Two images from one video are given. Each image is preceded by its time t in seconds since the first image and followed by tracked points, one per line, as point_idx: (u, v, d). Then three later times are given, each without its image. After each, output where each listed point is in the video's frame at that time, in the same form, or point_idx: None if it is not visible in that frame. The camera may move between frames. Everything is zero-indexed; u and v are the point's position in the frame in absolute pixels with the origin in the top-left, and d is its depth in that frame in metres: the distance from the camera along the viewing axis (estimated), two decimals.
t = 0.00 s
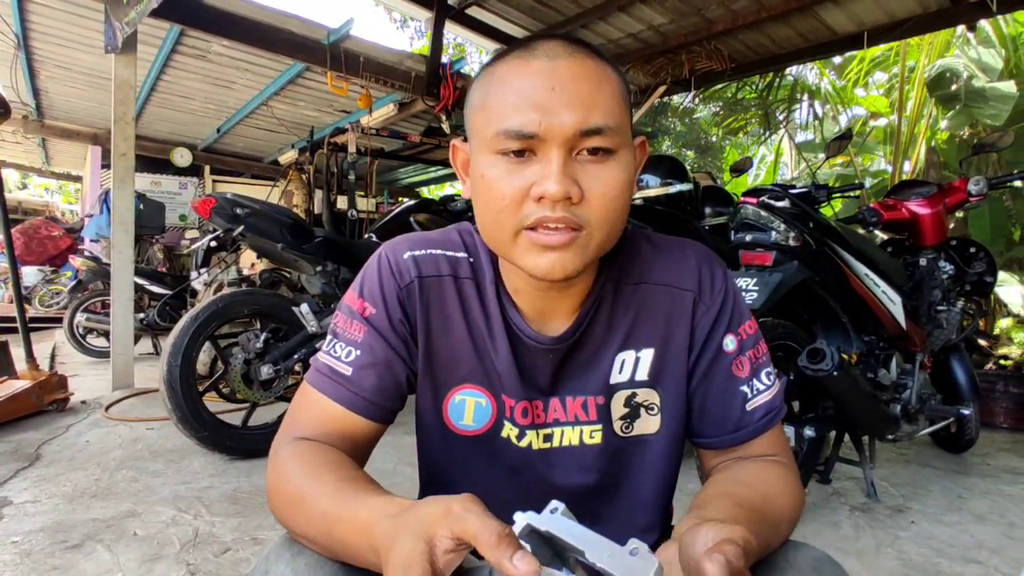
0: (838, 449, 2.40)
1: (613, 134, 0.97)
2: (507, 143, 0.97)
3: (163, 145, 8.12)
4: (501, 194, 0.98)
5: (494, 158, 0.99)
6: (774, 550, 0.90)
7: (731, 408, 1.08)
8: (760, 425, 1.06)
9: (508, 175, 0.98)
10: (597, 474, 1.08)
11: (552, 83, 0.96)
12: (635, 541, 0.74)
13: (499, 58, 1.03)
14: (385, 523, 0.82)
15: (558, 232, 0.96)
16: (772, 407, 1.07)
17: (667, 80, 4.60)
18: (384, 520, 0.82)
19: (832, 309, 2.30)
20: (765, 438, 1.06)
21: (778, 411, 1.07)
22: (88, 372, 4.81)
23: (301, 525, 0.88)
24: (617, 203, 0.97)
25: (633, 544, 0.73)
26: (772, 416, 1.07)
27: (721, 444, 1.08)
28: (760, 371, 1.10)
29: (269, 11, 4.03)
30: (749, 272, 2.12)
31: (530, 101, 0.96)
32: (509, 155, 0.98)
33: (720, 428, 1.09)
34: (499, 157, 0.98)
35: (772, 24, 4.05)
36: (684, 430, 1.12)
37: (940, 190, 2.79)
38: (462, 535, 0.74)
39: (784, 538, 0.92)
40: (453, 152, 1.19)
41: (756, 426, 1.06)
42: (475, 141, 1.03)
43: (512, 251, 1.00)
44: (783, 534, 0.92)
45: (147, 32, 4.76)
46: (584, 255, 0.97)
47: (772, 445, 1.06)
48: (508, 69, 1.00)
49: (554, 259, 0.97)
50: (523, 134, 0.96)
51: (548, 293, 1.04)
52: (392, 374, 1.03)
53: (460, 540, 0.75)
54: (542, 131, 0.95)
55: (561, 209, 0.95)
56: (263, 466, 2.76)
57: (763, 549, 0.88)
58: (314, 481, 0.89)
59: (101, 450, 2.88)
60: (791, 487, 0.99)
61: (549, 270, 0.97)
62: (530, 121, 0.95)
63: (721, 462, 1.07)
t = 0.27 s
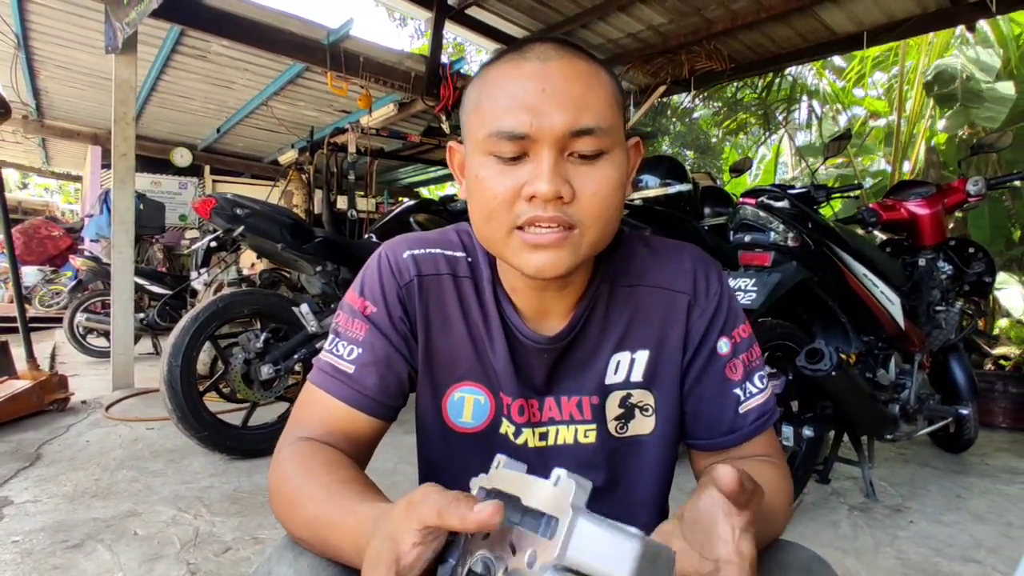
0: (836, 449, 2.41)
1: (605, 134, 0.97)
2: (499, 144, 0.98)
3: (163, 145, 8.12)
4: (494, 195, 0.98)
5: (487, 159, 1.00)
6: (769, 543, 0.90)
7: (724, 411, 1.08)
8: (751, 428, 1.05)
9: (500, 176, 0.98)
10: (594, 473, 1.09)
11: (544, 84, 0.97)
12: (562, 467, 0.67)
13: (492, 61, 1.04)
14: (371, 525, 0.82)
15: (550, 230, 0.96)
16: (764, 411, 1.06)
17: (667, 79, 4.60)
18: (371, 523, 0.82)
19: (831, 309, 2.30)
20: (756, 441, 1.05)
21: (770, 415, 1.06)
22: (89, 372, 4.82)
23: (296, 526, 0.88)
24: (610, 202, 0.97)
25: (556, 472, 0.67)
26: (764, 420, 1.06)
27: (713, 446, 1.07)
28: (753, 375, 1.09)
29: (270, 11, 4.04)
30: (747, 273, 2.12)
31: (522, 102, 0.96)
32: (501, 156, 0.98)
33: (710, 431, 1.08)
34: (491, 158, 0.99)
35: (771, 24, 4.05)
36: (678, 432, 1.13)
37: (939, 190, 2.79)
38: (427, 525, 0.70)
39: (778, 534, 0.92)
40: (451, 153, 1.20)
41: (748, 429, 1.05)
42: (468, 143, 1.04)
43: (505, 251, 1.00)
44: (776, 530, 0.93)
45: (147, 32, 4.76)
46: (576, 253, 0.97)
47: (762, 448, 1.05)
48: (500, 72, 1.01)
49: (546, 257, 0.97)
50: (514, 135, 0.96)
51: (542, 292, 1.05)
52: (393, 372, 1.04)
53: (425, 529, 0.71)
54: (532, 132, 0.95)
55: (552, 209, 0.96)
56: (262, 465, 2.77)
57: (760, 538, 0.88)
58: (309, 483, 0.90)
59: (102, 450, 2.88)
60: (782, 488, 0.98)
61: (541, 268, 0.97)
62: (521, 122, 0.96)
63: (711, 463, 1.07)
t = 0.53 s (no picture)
0: (835, 448, 2.41)
1: (618, 145, 0.97)
2: (512, 150, 0.97)
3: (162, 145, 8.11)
4: (504, 200, 0.98)
5: (499, 163, 0.99)
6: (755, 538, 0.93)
7: (715, 402, 1.09)
8: (741, 420, 1.07)
9: (512, 182, 0.98)
10: (590, 466, 1.09)
11: (559, 93, 0.96)
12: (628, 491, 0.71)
13: (507, 64, 1.03)
14: (404, 511, 0.82)
15: (560, 238, 0.97)
16: (754, 402, 1.08)
17: (667, 79, 4.60)
18: (404, 509, 0.82)
19: (830, 308, 2.30)
20: (746, 433, 1.06)
21: (760, 406, 1.08)
22: (88, 372, 4.82)
23: (312, 519, 0.88)
24: (619, 211, 0.98)
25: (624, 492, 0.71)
26: (755, 411, 1.07)
27: (701, 438, 1.08)
28: (744, 366, 1.11)
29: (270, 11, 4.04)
30: (747, 272, 2.12)
31: (537, 110, 0.96)
32: (514, 162, 0.98)
33: (702, 423, 1.10)
34: (503, 163, 0.99)
35: (771, 24, 4.05)
36: (674, 424, 1.13)
37: (938, 190, 2.79)
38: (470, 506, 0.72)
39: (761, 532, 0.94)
40: (456, 151, 1.19)
41: (738, 420, 1.07)
42: (479, 145, 1.03)
43: (513, 255, 1.01)
44: (762, 524, 0.95)
45: (146, 32, 4.76)
46: (585, 261, 0.98)
47: (753, 441, 1.06)
48: (515, 76, 1.00)
49: (556, 265, 0.98)
50: (529, 143, 0.96)
51: (546, 295, 1.06)
52: (393, 367, 1.04)
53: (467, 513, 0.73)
54: (547, 140, 0.95)
55: (564, 217, 0.96)
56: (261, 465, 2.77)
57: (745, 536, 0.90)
58: (326, 475, 0.89)
59: (101, 449, 2.89)
60: (772, 481, 0.99)
61: (550, 275, 0.98)
62: (536, 130, 0.95)
63: (706, 457, 1.07)
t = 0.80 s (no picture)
0: (834, 448, 2.41)
1: (615, 144, 0.97)
2: (511, 148, 0.97)
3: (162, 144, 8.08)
4: (503, 198, 0.98)
5: (498, 161, 0.99)
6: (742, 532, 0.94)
7: (711, 397, 1.10)
8: (737, 414, 1.07)
9: (511, 180, 0.98)
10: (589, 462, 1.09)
11: (558, 92, 0.96)
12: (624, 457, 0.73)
13: (507, 61, 1.02)
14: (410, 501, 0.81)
15: (558, 236, 0.97)
16: (750, 396, 1.09)
17: (667, 79, 4.58)
18: (409, 499, 0.81)
19: (831, 308, 2.28)
20: (743, 427, 1.07)
21: (756, 400, 1.09)
22: (88, 371, 4.81)
23: (317, 517, 0.88)
24: (616, 210, 0.99)
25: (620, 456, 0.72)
26: (751, 405, 1.08)
27: (701, 432, 1.09)
28: (739, 362, 1.12)
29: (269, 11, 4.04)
30: (746, 273, 2.12)
31: (537, 108, 0.95)
32: (513, 161, 0.98)
33: (698, 417, 1.10)
34: (502, 161, 0.98)
35: (771, 24, 4.05)
36: (671, 419, 1.13)
37: (938, 190, 2.79)
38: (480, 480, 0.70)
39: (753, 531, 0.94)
40: (453, 148, 1.19)
41: (734, 415, 1.07)
42: (479, 143, 1.02)
43: (511, 252, 1.01)
44: (755, 523, 0.95)
45: (146, 32, 4.76)
46: (582, 259, 0.99)
47: (749, 436, 1.07)
48: (515, 74, 0.99)
49: (554, 263, 0.98)
50: (529, 141, 0.95)
51: (542, 292, 1.06)
52: (392, 366, 1.04)
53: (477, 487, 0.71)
54: (547, 139, 0.95)
55: (562, 215, 0.96)
56: (261, 465, 2.76)
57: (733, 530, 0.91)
58: (329, 473, 0.89)
59: (101, 449, 2.88)
60: (767, 476, 0.99)
61: (547, 273, 0.98)
62: (535, 128, 0.95)
63: (705, 453, 1.07)
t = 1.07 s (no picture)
0: (834, 448, 2.41)
1: (612, 146, 0.97)
2: (508, 149, 0.97)
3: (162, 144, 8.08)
4: (499, 199, 0.98)
5: (495, 162, 0.99)
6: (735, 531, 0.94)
7: (709, 399, 1.10)
8: (736, 416, 1.07)
9: (507, 181, 0.98)
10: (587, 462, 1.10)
11: (555, 93, 0.96)
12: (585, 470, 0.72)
13: (505, 63, 1.02)
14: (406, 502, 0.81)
15: (554, 237, 0.97)
16: (749, 398, 1.08)
17: (667, 79, 4.58)
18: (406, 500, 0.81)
19: (831, 308, 2.28)
20: (742, 428, 1.07)
21: (755, 403, 1.09)
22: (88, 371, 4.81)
23: (317, 515, 0.88)
24: (613, 211, 0.98)
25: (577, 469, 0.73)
26: (750, 407, 1.08)
27: (700, 434, 1.09)
28: (739, 363, 1.12)
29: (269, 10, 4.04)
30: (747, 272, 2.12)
31: (533, 110, 0.95)
32: (510, 162, 0.98)
33: (696, 418, 1.11)
34: (499, 162, 0.99)
35: (771, 24, 4.05)
36: (670, 419, 1.13)
37: (937, 190, 2.79)
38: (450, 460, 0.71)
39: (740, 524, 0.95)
40: (454, 149, 1.19)
41: (733, 417, 1.07)
42: (477, 144, 1.03)
43: (507, 253, 1.01)
44: (745, 519, 0.96)
45: (146, 32, 4.76)
46: (578, 260, 0.98)
47: (747, 436, 1.07)
48: (513, 76, 1.00)
49: (550, 264, 0.98)
50: (524, 142, 0.96)
51: (542, 294, 1.06)
52: (394, 364, 1.04)
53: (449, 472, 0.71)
54: (542, 140, 0.95)
55: (558, 216, 0.96)
56: (261, 464, 2.76)
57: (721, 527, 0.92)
58: (329, 470, 0.89)
59: (100, 449, 2.88)
60: (761, 477, 1.00)
61: (544, 274, 0.98)
62: (531, 130, 0.95)
63: (701, 454, 1.08)
